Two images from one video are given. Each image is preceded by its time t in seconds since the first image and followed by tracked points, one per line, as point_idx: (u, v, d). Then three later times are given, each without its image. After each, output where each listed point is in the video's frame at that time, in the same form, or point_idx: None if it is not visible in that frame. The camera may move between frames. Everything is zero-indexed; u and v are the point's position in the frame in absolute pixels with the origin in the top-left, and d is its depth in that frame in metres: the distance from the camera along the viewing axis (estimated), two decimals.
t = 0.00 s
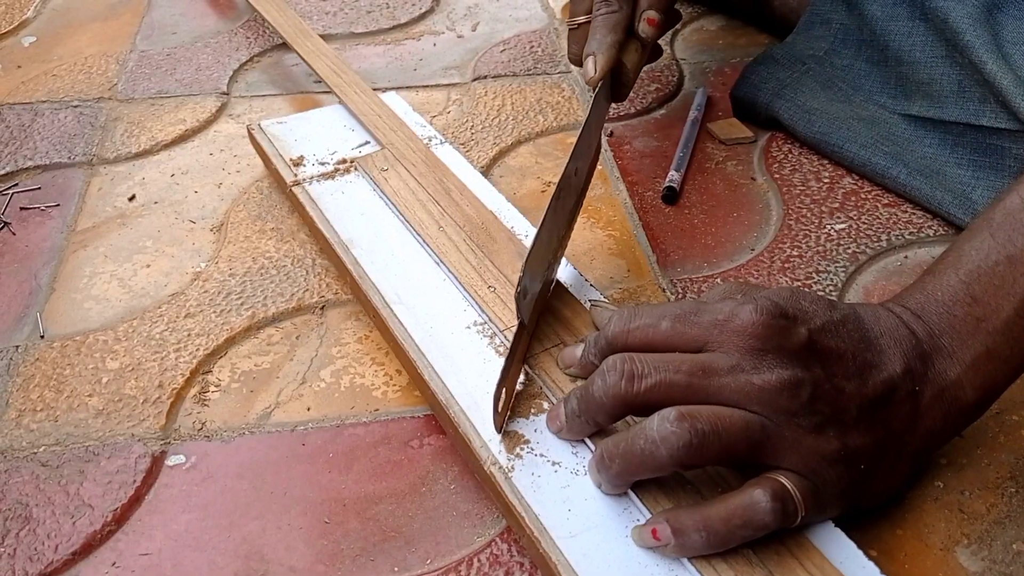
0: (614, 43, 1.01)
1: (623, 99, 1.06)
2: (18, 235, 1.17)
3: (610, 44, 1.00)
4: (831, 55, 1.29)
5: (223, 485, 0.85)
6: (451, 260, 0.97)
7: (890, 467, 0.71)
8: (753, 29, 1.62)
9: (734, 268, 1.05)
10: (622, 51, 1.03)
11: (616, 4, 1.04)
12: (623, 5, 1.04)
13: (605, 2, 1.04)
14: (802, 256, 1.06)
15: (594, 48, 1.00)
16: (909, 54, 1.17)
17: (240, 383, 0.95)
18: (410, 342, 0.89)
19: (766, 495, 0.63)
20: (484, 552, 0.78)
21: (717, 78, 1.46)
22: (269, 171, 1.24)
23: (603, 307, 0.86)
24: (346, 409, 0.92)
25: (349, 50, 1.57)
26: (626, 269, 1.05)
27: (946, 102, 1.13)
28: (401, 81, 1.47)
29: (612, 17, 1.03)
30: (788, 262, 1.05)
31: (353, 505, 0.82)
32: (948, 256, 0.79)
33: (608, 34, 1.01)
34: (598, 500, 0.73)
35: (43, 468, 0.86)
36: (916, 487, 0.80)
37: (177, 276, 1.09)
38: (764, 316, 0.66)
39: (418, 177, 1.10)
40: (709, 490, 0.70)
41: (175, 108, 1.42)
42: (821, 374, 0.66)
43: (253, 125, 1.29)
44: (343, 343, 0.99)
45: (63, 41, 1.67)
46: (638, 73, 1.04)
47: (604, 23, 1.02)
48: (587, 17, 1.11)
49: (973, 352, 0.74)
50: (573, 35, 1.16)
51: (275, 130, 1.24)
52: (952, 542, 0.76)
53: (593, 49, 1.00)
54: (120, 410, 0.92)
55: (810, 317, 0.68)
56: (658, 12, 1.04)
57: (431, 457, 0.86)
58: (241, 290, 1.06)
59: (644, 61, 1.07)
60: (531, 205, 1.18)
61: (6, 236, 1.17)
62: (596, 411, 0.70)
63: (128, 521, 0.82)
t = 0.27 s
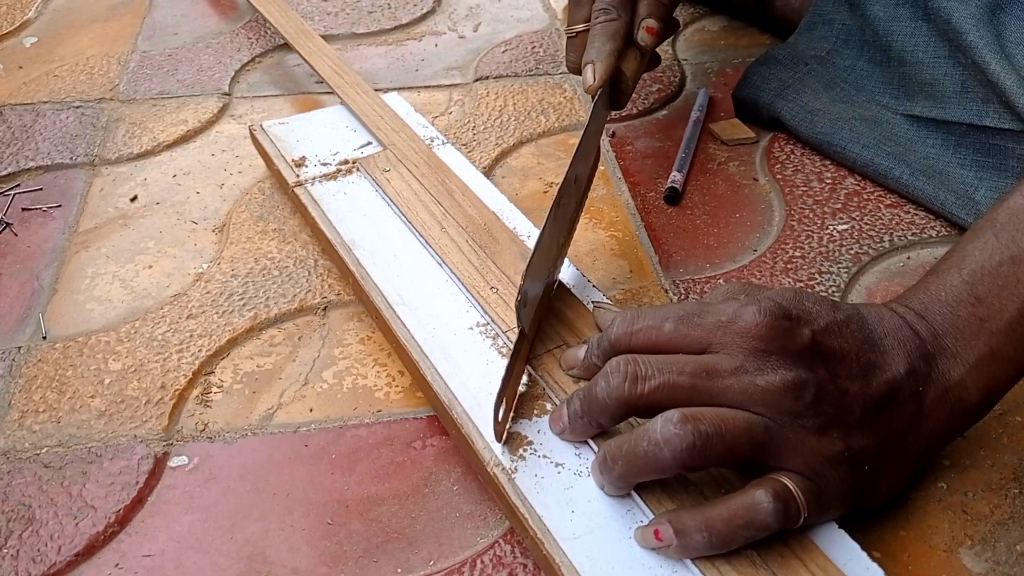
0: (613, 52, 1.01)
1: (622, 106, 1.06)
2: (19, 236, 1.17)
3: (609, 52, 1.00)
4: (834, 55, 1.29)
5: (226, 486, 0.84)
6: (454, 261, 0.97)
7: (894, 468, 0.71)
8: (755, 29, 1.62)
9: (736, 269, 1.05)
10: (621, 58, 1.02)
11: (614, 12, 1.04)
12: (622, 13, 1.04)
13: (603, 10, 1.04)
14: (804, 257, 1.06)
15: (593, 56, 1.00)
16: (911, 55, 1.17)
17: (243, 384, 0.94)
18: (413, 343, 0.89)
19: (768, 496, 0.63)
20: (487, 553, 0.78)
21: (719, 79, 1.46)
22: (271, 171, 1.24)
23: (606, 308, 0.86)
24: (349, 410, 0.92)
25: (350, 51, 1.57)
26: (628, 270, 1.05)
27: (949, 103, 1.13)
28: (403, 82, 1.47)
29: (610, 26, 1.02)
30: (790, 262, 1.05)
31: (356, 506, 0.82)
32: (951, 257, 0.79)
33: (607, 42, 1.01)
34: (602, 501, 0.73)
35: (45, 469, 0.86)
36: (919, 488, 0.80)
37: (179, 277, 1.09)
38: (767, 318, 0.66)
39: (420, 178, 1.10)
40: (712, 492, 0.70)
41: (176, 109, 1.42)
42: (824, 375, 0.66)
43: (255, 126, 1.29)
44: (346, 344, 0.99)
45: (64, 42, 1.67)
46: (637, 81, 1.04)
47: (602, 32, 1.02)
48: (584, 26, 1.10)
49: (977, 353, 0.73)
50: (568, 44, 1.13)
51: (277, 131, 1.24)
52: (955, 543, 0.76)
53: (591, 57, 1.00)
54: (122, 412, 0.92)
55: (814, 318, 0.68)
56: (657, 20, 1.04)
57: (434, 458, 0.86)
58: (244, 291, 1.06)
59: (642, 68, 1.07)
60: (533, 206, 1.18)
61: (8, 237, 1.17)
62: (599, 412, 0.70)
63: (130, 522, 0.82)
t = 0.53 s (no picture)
0: (608, 73, 0.99)
1: (615, 129, 1.04)
2: (20, 235, 1.17)
3: (603, 73, 0.99)
4: (834, 54, 1.29)
5: (227, 485, 0.84)
6: (454, 260, 0.97)
7: (894, 467, 0.71)
8: (755, 29, 1.62)
9: (737, 268, 1.05)
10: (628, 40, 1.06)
11: (610, 32, 1.02)
12: (617, 34, 1.03)
13: (599, 31, 1.02)
14: (805, 256, 1.06)
15: (587, 78, 0.98)
16: (911, 54, 1.17)
17: (244, 383, 0.94)
18: (414, 342, 0.89)
19: (767, 495, 0.63)
20: (487, 552, 0.78)
21: (719, 78, 1.46)
22: (272, 171, 1.24)
23: (607, 308, 0.86)
24: (350, 409, 0.92)
25: (351, 50, 1.57)
26: (629, 269, 1.05)
27: (949, 102, 1.13)
28: (403, 81, 1.47)
29: (606, 47, 1.01)
30: (791, 262, 1.05)
31: (357, 505, 0.82)
32: (952, 255, 0.79)
33: (602, 62, 1.00)
34: (602, 500, 0.73)
35: (46, 468, 0.86)
36: (920, 487, 0.80)
37: (179, 276, 1.09)
38: (767, 316, 0.66)
39: (421, 176, 1.10)
40: (712, 490, 0.70)
41: (177, 108, 1.42)
42: (824, 374, 0.66)
43: (255, 125, 1.29)
44: (346, 342, 0.99)
45: (65, 41, 1.67)
46: (631, 104, 1.02)
47: (597, 52, 1.01)
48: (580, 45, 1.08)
49: (977, 352, 0.73)
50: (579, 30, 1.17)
51: (278, 130, 1.24)
52: (956, 541, 0.76)
53: (586, 78, 0.99)
54: (123, 410, 0.92)
55: (814, 317, 0.68)
56: (654, 42, 1.05)
57: (435, 457, 0.86)
58: (244, 290, 1.06)
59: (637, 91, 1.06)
60: (534, 205, 1.18)
61: (9, 236, 1.17)
62: (599, 411, 0.70)
63: (131, 521, 0.82)
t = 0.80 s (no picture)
0: (607, 75, 0.99)
1: (615, 131, 1.04)
2: (21, 235, 1.17)
3: (603, 76, 0.98)
4: (834, 54, 1.29)
5: (227, 484, 0.85)
6: (455, 260, 0.97)
7: (893, 466, 0.71)
8: (756, 29, 1.62)
9: (737, 268, 1.05)
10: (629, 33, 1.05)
11: (609, 33, 1.02)
12: (617, 34, 1.03)
13: (598, 32, 1.02)
14: (805, 256, 1.06)
15: (586, 80, 0.98)
16: (911, 55, 1.17)
17: (244, 382, 0.95)
18: (414, 341, 0.89)
19: (766, 494, 0.63)
20: (487, 551, 0.78)
21: (720, 78, 1.46)
22: (272, 170, 1.24)
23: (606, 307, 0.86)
24: (350, 408, 0.92)
25: (352, 50, 1.57)
26: (629, 268, 1.05)
27: (947, 103, 1.13)
28: (404, 81, 1.47)
29: (606, 48, 1.01)
30: (791, 262, 1.05)
31: (357, 504, 0.82)
32: (951, 255, 0.79)
33: (600, 65, 0.99)
34: (602, 499, 0.73)
35: (46, 467, 0.86)
36: (919, 486, 0.80)
37: (180, 276, 1.09)
38: (766, 315, 0.66)
39: (421, 176, 1.10)
40: (712, 489, 0.70)
41: (177, 108, 1.43)
42: (823, 373, 0.66)
43: (256, 125, 1.29)
44: (346, 342, 0.99)
45: (66, 41, 1.67)
46: (631, 105, 1.02)
47: (597, 54, 1.01)
48: (579, 47, 1.08)
49: (974, 351, 0.73)
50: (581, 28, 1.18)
51: (278, 130, 1.24)
52: (955, 541, 0.76)
53: (585, 80, 0.98)
54: (123, 410, 0.92)
55: (812, 315, 0.68)
56: (653, 44, 1.04)
57: (435, 457, 0.86)
58: (245, 290, 1.06)
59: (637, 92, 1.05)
60: (534, 205, 1.18)
61: (9, 236, 1.17)
62: (599, 409, 0.70)
63: (132, 520, 0.82)
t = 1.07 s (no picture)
0: (625, 20, 1.05)
1: (633, 72, 1.12)
2: (19, 234, 1.17)
3: (623, 20, 1.05)
4: (833, 54, 1.29)
5: (226, 484, 0.85)
6: (453, 260, 0.97)
7: (892, 465, 0.71)
8: (755, 29, 1.61)
9: (736, 267, 1.05)
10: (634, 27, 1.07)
11: None
12: None
13: None
14: (804, 256, 1.05)
15: (607, 25, 1.04)
16: (910, 54, 1.17)
17: (243, 382, 0.94)
18: (412, 341, 0.89)
19: (765, 492, 0.63)
20: (486, 551, 0.78)
21: (719, 78, 1.46)
22: (271, 170, 1.24)
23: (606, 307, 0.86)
24: (348, 408, 0.92)
25: (351, 50, 1.57)
26: (628, 268, 1.05)
27: (947, 101, 1.13)
28: (403, 81, 1.47)
29: None
30: (790, 262, 1.05)
31: (355, 504, 0.82)
32: (949, 254, 0.79)
33: (620, 11, 1.06)
34: (601, 499, 0.72)
35: (44, 467, 0.86)
36: (919, 486, 0.80)
37: (179, 275, 1.09)
38: (766, 314, 0.66)
39: (420, 176, 1.10)
40: (711, 489, 0.70)
41: (176, 108, 1.42)
42: (822, 372, 0.66)
43: (255, 124, 1.29)
44: (345, 342, 0.99)
45: (64, 41, 1.67)
46: (647, 49, 1.09)
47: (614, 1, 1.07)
48: None
49: (972, 351, 0.73)
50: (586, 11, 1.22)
51: (277, 129, 1.24)
52: (954, 541, 0.76)
53: (606, 24, 1.05)
54: (122, 410, 0.92)
55: (812, 315, 0.68)
56: None
57: (433, 457, 0.86)
58: (243, 289, 1.06)
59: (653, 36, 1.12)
60: (533, 205, 1.18)
61: (8, 235, 1.17)
62: (598, 408, 0.70)
63: (130, 520, 0.82)
